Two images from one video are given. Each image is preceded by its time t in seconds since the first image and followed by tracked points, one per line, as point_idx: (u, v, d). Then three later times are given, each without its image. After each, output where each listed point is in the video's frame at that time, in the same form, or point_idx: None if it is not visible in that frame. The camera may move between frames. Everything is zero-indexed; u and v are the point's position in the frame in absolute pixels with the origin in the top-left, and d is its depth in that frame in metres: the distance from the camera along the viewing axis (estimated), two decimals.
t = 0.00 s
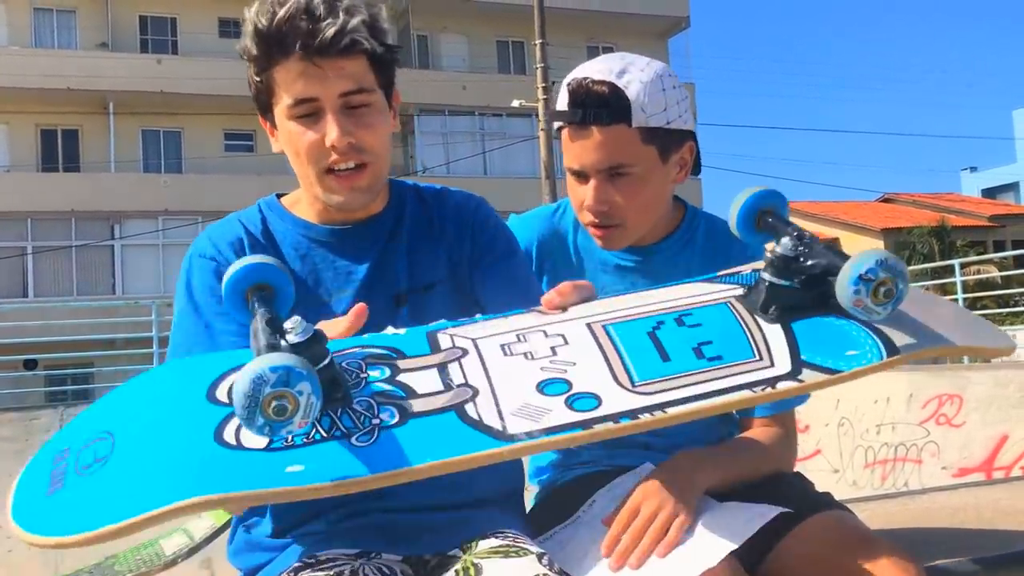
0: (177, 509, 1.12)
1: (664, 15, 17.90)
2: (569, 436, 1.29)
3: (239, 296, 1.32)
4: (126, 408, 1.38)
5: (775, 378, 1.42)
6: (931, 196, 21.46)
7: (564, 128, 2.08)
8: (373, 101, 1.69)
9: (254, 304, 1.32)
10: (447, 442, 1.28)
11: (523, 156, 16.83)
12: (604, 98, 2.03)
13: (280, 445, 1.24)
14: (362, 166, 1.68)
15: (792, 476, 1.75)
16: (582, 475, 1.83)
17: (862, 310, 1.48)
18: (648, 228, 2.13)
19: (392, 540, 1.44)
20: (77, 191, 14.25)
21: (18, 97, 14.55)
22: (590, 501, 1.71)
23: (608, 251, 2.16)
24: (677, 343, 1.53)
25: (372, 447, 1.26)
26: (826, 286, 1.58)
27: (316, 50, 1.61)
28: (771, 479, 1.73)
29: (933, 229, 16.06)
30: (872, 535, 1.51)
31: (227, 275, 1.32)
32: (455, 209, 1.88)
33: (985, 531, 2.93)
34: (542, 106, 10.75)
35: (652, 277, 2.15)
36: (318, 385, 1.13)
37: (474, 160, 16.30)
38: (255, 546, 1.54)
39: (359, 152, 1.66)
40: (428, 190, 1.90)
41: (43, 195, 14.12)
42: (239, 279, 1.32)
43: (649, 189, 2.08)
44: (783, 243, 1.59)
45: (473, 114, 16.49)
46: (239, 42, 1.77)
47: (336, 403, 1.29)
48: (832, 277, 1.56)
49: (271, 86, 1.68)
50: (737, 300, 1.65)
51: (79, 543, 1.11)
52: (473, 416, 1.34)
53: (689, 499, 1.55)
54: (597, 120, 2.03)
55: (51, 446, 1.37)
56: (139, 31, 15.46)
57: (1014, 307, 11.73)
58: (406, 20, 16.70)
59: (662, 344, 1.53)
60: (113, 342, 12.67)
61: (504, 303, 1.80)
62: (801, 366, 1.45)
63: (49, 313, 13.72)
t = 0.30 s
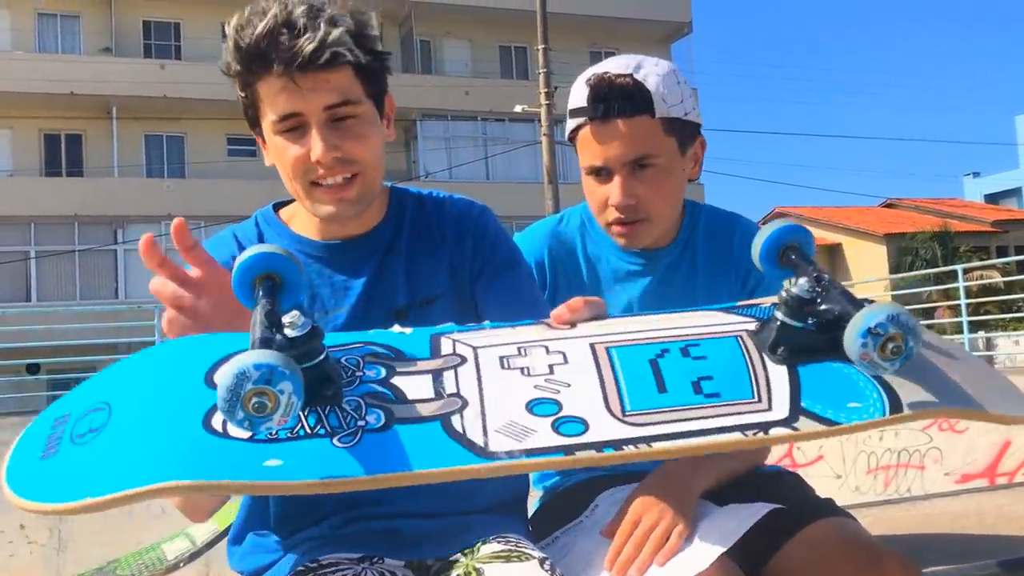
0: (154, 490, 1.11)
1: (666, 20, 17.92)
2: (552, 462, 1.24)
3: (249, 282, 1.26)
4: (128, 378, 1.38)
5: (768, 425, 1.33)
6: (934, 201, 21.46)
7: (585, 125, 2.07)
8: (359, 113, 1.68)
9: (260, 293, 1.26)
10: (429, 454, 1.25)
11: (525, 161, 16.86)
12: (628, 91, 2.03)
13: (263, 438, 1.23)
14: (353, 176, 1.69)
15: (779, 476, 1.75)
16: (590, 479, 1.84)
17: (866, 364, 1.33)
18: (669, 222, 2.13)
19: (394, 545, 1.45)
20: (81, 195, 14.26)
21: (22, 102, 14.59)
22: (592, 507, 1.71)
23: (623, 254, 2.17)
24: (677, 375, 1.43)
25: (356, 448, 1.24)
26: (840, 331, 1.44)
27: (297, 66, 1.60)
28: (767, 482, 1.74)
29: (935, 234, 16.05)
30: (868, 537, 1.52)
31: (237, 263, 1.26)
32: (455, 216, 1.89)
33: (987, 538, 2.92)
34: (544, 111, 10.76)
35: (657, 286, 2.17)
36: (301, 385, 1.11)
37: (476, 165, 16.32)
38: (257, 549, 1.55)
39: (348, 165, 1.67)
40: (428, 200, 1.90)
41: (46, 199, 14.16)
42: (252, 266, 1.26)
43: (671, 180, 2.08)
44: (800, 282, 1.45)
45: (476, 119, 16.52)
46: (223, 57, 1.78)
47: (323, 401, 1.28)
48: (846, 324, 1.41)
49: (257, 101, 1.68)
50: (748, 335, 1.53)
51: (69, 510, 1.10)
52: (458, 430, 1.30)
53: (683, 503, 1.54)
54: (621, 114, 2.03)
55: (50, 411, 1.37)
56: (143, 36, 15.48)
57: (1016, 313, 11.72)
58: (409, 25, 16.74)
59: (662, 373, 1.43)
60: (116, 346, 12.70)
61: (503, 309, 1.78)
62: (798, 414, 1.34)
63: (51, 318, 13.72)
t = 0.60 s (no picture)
0: (139, 481, 1.12)
1: (669, 24, 17.93)
2: (536, 467, 1.22)
3: (250, 285, 1.31)
4: (134, 375, 1.40)
5: (760, 439, 1.30)
6: (937, 205, 21.45)
7: (578, 122, 2.09)
8: (364, 115, 1.68)
9: (264, 294, 1.31)
10: (417, 456, 1.24)
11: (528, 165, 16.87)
12: (621, 85, 2.04)
13: (254, 435, 1.24)
14: (358, 179, 1.69)
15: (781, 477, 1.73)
16: (595, 484, 1.83)
17: (863, 381, 1.28)
18: (662, 219, 2.13)
19: (397, 548, 1.44)
20: (84, 199, 14.27)
21: (27, 107, 14.63)
22: (589, 522, 1.70)
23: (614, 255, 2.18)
24: (674, 389, 1.40)
25: (346, 447, 1.24)
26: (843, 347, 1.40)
27: (303, 68, 1.61)
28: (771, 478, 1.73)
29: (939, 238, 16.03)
30: (874, 542, 1.51)
31: (242, 264, 1.32)
32: (461, 222, 1.89)
33: (991, 542, 2.92)
34: (547, 115, 10.75)
35: (656, 292, 2.16)
36: (291, 380, 1.13)
37: (479, 169, 16.34)
38: (263, 554, 1.54)
39: (353, 166, 1.66)
40: (433, 205, 1.91)
41: (49, 204, 14.14)
42: (254, 268, 1.31)
43: (664, 175, 2.09)
44: (802, 296, 1.40)
45: (479, 123, 16.53)
46: (230, 63, 1.79)
47: (318, 401, 1.31)
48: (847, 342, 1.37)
49: (263, 104, 1.69)
50: (750, 351, 1.50)
51: (62, 498, 1.12)
52: (447, 432, 1.29)
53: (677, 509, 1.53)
54: (614, 108, 2.04)
55: (63, 399, 1.41)
56: (146, 41, 15.51)
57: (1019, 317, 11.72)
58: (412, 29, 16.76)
59: (659, 387, 1.41)
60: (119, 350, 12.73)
61: (506, 318, 1.78)
62: (793, 430, 1.31)
63: (55, 322, 13.77)
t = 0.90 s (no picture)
0: (157, 465, 1.12)
1: (671, 26, 17.94)
2: (555, 450, 1.21)
3: (266, 271, 1.29)
4: (150, 364, 1.40)
5: (773, 425, 1.29)
6: (939, 207, 21.45)
7: (564, 119, 2.08)
8: (379, 110, 1.68)
9: (277, 283, 1.29)
10: (432, 441, 1.24)
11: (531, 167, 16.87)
12: (602, 80, 2.04)
13: (273, 420, 1.24)
14: (371, 174, 1.67)
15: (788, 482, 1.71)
16: (595, 485, 1.83)
17: (874, 367, 1.28)
18: (652, 215, 2.13)
19: (400, 550, 1.43)
20: (86, 200, 14.28)
21: (29, 109, 14.62)
22: (589, 523, 1.70)
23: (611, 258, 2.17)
24: (685, 376, 1.41)
25: (364, 433, 1.24)
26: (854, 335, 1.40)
27: (324, 59, 1.62)
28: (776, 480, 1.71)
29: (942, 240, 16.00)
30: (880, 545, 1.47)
31: (257, 254, 1.30)
32: (466, 224, 1.88)
33: (996, 544, 2.91)
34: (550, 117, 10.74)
35: (655, 294, 2.15)
36: (309, 365, 1.12)
37: (481, 171, 16.35)
38: (265, 555, 1.53)
39: (367, 161, 1.65)
40: (439, 207, 1.91)
41: (52, 206, 14.14)
42: (269, 258, 1.29)
43: (652, 169, 2.08)
44: (812, 286, 1.39)
45: (481, 125, 16.54)
46: (246, 55, 1.78)
47: (334, 388, 1.30)
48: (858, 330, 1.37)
49: (278, 97, 1.69)
50: (759, 341, 1.50)
51: (83, 482, 1.12)
52: (464, 419, 1.29)
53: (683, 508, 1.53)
54: (598, 105, 2.04)
55: (80, 388, 1.41)
56: (149, 43, 15.54)
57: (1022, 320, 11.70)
58: (414, 32, 16.79)
59: (670, 374, 1.41)
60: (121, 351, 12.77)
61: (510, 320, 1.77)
62: (805, 416, 1.31)
63: (57, 323, 13.80)
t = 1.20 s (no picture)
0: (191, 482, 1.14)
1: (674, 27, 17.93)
2: (573, 454, 1.24)
3: (285, 289, 1.32)
4: (174, 380, 1.41)
5: (786, 421, 1.32)
6: (941, 208, 21.45)
7: (565, 117, 2.09)
8: (394, 112, 1.69)
9: (297, 300, 1.32)
10: (452, 449, 1.26)
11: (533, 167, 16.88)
12: (602, 77, 2.04)
13: (298, 434, 1.27)
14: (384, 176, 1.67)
15: (791, 484, 1.71)
16: (597, 488, 1.83)
17: (882, 360, 1.32)
18: (654, 213, 2.12)
19: (405, 550, 1.43)
20: (89, 200, 14.28)
21: (31, 109, 14.62)
22: (592, 522, 1.70)
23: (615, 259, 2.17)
24: (697, 376, 1.44)
25: (385, 444, 1.27)
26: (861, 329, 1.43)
27: (339, 61, 1.62)
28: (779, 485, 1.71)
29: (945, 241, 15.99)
30: (886, 544, 1.43)
31: (275, 272, 1.32)
32: (477, 227, 1.88)
33: (1002, 544, 2.91)
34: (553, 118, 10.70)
35: (661, 294, 2.14)
36: (330, 379, 1.15)
37: (483, 172, 16.36)
38: (270, 554, 1.54)
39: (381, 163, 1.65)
40: (450, 209, 1.90)
41: (55, 207, 14.15)
42: (287, 276, 1.32)
43: (653, 164, 2.07)
44: (817, 284, 1.43)
45: (484, 126, 16.55)
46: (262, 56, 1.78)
47: (355, 401, 1.34)
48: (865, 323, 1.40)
49: (295, 99, 1.69)
50: (769, 338, 1.54)
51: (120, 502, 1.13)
52: (482, 426, 1.32)
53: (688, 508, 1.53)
54: (598, 101, 2.05)
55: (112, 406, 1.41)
56: (152, 43, 15.57)
57: None
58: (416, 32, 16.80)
59: (683, 375, 1.44)
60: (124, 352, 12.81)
61: (518, 324, 1.78)
62: (815, 411, 1.33)
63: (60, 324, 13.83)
